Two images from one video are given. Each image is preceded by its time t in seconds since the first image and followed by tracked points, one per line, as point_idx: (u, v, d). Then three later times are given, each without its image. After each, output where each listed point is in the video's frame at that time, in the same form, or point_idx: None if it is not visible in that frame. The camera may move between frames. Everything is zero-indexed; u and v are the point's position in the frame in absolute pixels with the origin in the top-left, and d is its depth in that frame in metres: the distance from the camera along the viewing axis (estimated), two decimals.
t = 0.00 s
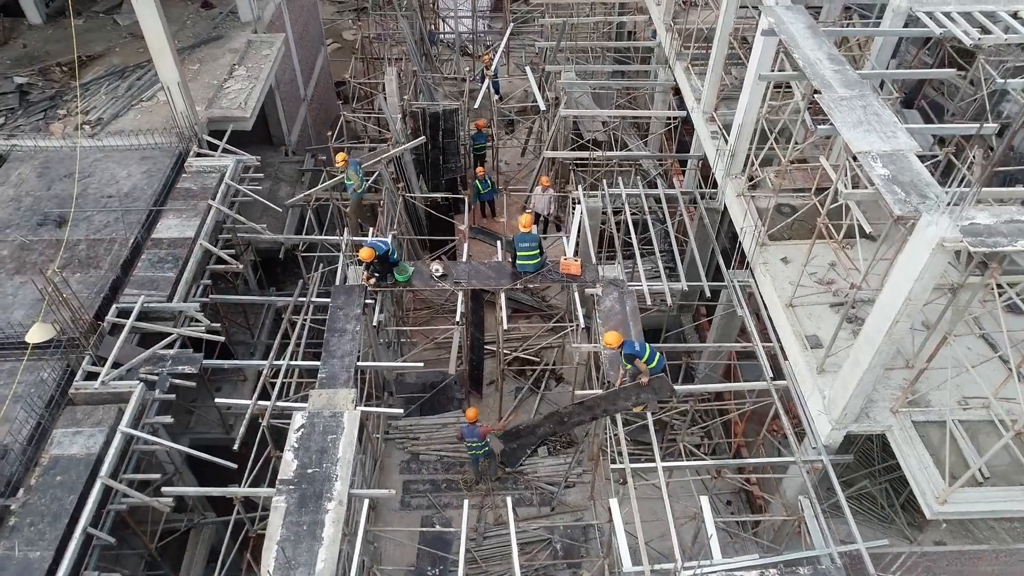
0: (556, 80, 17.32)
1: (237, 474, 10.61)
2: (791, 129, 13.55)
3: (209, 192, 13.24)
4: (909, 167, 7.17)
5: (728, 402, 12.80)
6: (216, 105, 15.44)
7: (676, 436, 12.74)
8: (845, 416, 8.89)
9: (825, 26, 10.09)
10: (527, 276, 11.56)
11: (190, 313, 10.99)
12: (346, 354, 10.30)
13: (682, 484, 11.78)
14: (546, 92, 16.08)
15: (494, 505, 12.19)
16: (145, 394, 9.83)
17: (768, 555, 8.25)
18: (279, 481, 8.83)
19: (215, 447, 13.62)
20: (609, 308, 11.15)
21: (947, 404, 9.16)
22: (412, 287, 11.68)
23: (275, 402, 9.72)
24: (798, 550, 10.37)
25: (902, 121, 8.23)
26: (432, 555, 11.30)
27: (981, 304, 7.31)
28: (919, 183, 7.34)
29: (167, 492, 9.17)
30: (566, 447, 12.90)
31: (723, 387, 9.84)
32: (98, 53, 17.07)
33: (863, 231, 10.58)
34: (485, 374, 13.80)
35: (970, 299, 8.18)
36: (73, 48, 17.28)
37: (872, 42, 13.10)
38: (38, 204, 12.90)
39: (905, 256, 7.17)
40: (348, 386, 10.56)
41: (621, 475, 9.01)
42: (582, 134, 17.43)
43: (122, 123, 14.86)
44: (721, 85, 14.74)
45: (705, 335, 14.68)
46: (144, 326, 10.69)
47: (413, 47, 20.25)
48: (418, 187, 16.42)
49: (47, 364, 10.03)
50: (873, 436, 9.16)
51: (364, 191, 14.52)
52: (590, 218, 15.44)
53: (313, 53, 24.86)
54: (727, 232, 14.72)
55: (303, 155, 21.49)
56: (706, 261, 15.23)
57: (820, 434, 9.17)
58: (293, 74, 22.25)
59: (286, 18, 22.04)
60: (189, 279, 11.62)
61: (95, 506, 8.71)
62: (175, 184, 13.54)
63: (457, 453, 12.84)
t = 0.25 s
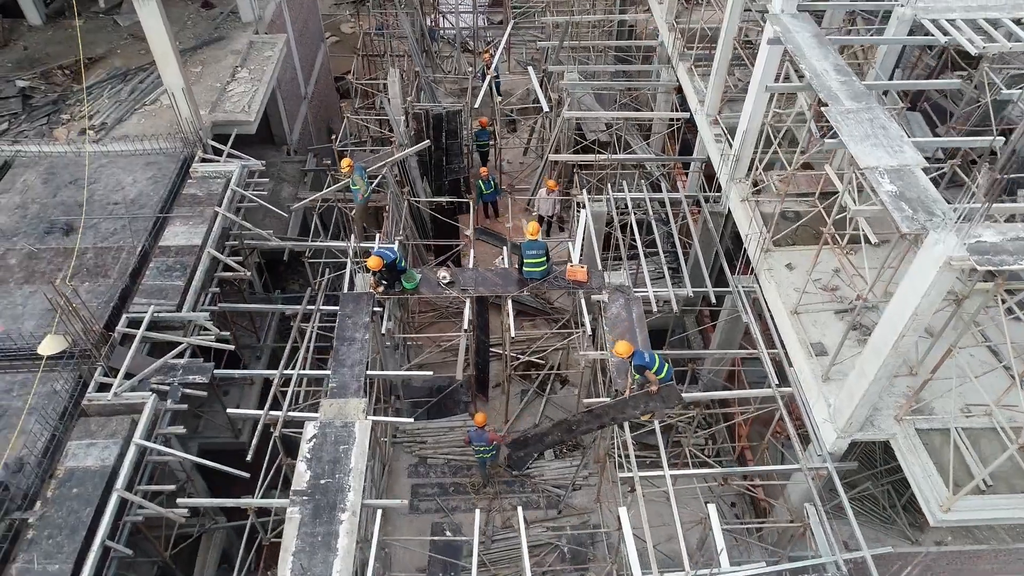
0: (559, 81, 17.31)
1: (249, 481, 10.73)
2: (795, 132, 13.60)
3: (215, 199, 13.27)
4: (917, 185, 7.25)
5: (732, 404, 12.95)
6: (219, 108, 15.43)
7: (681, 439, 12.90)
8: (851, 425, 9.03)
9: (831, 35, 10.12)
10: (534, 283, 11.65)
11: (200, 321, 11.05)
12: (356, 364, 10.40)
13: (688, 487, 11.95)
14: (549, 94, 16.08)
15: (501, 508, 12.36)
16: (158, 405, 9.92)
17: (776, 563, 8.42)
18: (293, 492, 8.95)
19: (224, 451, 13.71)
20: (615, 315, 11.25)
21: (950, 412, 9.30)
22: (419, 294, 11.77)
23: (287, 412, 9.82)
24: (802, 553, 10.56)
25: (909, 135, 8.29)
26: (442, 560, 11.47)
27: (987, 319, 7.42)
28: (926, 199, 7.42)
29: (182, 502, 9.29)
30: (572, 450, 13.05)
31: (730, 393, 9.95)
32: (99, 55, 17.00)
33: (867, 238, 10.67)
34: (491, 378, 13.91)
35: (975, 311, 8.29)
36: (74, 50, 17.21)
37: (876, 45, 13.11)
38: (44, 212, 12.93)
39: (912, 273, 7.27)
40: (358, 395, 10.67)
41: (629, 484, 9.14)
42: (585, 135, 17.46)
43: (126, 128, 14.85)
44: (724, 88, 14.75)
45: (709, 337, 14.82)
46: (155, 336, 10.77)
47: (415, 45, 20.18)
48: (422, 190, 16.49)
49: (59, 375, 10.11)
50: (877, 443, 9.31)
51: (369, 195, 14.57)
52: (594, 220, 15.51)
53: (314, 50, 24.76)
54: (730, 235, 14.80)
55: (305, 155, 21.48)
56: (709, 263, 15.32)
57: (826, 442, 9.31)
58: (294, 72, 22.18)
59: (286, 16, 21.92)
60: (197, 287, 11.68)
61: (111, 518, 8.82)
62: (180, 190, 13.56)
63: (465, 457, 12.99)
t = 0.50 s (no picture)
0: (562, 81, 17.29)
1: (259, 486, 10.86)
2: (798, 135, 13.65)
3: (221, 204, 13.31)
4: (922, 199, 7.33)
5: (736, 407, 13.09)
6: (224, 111, 15.43)
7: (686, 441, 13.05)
8: (855, 431, 9.17)
9: (836, 44, 10.15)
10: (540, 288, 11.73)
11: (209, 328, 11.13)
12: (365, 371, 10.50)
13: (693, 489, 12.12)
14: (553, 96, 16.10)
15: (508, 510, 12.51)
16: (169, 413, 10.02)
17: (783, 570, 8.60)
18: (305, 499, 9.07)
19: (232, 452, 13.78)
20: (621, 321, 11.35)
21: (953, 417, 9.44)
22: (426, 299, 11.85)
23: (297, 419, 9.93)
24: (806, 554, 10.76)
25: (914, 147, 8.36)
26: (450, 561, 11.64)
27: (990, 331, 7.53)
28: (932, 213, 7.51)
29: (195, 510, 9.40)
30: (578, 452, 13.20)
31: (735, 399, 10.07)
32: (102, 56, 16.97)
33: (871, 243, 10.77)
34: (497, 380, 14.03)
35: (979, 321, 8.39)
36: (77, 51, 17.17)
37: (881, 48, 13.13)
38: (52, 218, 12.98)
39: (918, 287, 7.37)
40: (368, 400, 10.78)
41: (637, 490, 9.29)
42: (588, 136, 17.50)
43: (130, 132, 14.87)
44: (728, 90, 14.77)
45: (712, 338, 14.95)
46: (165, 344, 10.86)
47: (417, 44, 20.14)
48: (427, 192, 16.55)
49: (72, 383, 10.20)
50: (881, 449, 9.45)
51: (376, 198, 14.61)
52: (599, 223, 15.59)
53: (314, 47, 24.68)
54: (734, 237, 14.88)
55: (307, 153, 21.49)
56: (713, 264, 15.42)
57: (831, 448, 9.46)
58: (296, 70, 22.14)
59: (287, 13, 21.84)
60: (206, 293, 11.74)
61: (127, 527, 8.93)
62: (186, 195, 13.61)
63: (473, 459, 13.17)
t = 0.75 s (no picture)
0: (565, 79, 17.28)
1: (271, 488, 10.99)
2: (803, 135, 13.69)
3: (228, 206, 13.36)
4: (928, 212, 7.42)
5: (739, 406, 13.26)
6: (228, 111, 15.42)
7: (690, 440, 13.21)
8: (858, 436, 9.31)
9: (842, 49, 10.19)
10: (546, 291, 11.83)
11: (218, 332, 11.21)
12: (375, 376, 10.63)
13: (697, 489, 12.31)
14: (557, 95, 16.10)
15: (515, 509, 12.69)
16: (181, 419, 10.14)
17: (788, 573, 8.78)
18: (318, 505, 9.22)
19: (240, 451, 13.81)
20: (627, 324, 11.47)
21: (955, 420, 9.58)
22: (433, 302, 11.96)
23: (308, 425, 10.06)
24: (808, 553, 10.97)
25: (920, 156, 8.44)
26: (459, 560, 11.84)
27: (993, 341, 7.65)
28: (937, 225, 7.61)
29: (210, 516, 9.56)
30: (584, 451, 13.35)
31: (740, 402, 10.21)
32: (105, 55, 16.92)
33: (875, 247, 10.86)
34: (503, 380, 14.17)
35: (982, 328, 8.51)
36: (79, 50, 17.13)
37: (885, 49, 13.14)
38: (59, 221, 13.03)
39: (923, 298, 7.48)
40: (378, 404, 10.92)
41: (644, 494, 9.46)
42: (592, 133, 17.52)
43: (135, 133, 14.88)
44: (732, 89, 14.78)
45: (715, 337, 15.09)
46: (176, 349, 10.97)
47: (420, 41, 20.09)
48: (431, 191, 16.61)
49: (85, 390, 10.32)
50: (884, 453, 9.61)
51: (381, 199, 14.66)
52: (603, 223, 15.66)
53: (315, 41, 24.58)
54: (737, 236, 14.96)
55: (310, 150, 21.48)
56: (716, 263, 15.51)
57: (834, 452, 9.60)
58: (298, 66, 22.07)
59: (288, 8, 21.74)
60: (215, 298, 11.83)
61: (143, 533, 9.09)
62: (193, 198, 13.66)
63: (480, 459, 13.34)
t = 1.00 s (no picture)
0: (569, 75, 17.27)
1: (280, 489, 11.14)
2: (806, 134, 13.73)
3: (234, 207, 13.41)
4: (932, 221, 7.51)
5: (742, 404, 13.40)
6: (232, 110, 15.44)
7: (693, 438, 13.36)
8: (861, 438, 9.44)
9: (848, 53, 10.22)
10: (551, 292, 11.93)
11: (225, 334, 11.29)
12: (383, 378, 10.74)
13: (700, 486, 12.48)
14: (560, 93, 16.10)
15: (520, 506, 12.85)
16: (192, 421, 10.27)
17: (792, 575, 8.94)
18: (329, 507, 9.37)
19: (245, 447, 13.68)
20: (631, 325, 11.57)
21: (956, 422, 9.72)
22: (439, 303, 12.05)
23: (317, 427, 10.19)
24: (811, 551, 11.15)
25: (924, 164, 8.50)
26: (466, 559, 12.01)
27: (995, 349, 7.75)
28: (941, 234, 7.70)
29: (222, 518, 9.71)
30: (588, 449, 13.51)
31: (743, 403, 10.35)
32: (107, 53, 16.89)
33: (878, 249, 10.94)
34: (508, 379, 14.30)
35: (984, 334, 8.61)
36: (81, 47, 17.09)
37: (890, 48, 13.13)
38: (66, 222, 13.09)
39: (926, 307, 7.59)
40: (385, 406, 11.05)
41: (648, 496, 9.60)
42: (595, 130, 17.53)
43: (139, 132, 14.91)
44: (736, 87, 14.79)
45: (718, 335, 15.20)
46: (185, 352, 11.07)
47: (422, 35, 20.03)
48: (435, 189, 16.71)
49: (96, 393, 10.44)
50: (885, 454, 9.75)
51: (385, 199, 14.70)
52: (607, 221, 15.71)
53: (317, 35, 24.48)
54: (740, 234, 15.03)
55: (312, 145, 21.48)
56: (719, 261, 15.59)
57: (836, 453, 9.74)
58: (300, 60, 22.02)
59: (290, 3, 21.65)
60: (222, 300, 11.92)
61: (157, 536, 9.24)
62: (198, 198, 13.71)
63: (486, 457, 13.49)
